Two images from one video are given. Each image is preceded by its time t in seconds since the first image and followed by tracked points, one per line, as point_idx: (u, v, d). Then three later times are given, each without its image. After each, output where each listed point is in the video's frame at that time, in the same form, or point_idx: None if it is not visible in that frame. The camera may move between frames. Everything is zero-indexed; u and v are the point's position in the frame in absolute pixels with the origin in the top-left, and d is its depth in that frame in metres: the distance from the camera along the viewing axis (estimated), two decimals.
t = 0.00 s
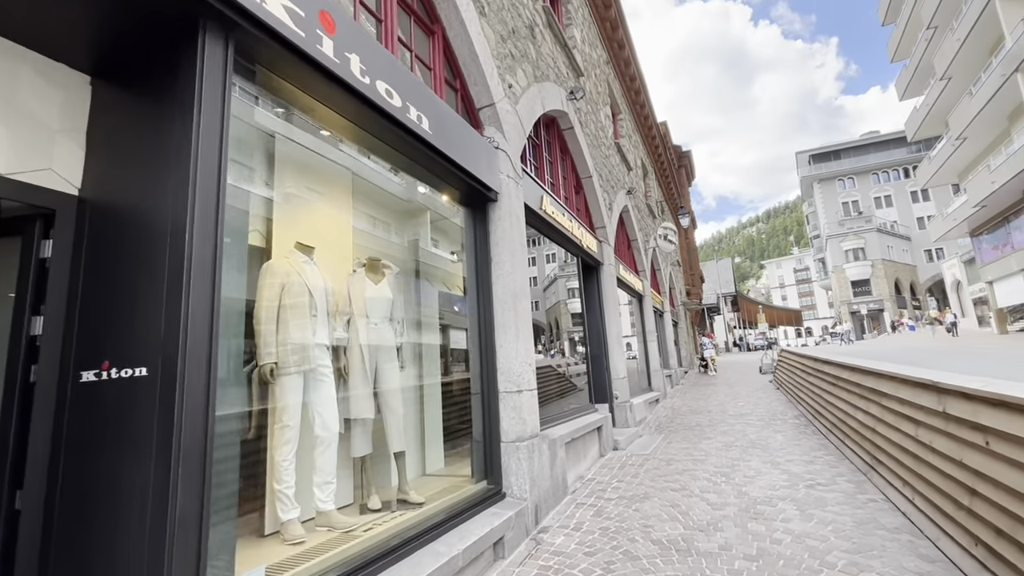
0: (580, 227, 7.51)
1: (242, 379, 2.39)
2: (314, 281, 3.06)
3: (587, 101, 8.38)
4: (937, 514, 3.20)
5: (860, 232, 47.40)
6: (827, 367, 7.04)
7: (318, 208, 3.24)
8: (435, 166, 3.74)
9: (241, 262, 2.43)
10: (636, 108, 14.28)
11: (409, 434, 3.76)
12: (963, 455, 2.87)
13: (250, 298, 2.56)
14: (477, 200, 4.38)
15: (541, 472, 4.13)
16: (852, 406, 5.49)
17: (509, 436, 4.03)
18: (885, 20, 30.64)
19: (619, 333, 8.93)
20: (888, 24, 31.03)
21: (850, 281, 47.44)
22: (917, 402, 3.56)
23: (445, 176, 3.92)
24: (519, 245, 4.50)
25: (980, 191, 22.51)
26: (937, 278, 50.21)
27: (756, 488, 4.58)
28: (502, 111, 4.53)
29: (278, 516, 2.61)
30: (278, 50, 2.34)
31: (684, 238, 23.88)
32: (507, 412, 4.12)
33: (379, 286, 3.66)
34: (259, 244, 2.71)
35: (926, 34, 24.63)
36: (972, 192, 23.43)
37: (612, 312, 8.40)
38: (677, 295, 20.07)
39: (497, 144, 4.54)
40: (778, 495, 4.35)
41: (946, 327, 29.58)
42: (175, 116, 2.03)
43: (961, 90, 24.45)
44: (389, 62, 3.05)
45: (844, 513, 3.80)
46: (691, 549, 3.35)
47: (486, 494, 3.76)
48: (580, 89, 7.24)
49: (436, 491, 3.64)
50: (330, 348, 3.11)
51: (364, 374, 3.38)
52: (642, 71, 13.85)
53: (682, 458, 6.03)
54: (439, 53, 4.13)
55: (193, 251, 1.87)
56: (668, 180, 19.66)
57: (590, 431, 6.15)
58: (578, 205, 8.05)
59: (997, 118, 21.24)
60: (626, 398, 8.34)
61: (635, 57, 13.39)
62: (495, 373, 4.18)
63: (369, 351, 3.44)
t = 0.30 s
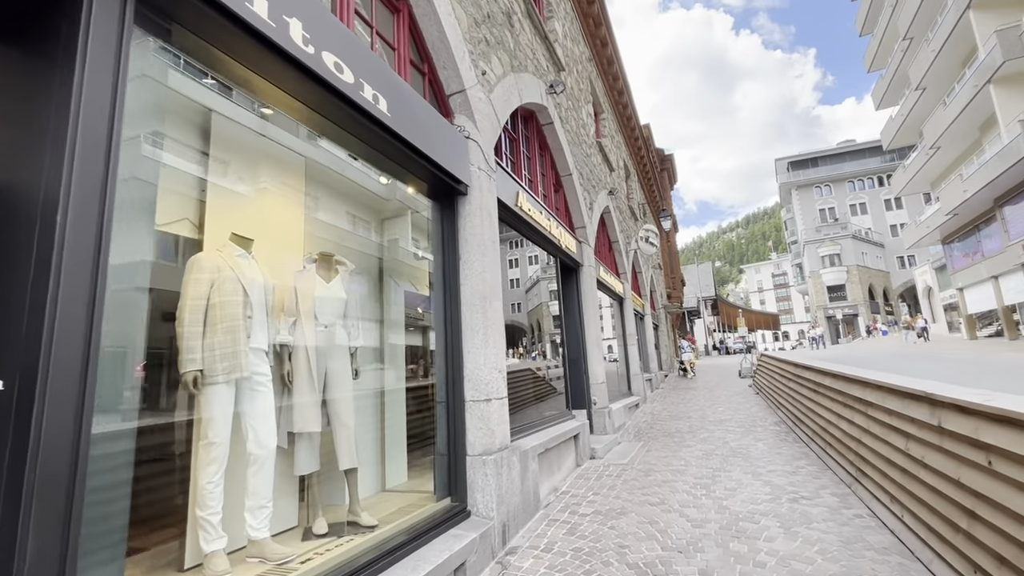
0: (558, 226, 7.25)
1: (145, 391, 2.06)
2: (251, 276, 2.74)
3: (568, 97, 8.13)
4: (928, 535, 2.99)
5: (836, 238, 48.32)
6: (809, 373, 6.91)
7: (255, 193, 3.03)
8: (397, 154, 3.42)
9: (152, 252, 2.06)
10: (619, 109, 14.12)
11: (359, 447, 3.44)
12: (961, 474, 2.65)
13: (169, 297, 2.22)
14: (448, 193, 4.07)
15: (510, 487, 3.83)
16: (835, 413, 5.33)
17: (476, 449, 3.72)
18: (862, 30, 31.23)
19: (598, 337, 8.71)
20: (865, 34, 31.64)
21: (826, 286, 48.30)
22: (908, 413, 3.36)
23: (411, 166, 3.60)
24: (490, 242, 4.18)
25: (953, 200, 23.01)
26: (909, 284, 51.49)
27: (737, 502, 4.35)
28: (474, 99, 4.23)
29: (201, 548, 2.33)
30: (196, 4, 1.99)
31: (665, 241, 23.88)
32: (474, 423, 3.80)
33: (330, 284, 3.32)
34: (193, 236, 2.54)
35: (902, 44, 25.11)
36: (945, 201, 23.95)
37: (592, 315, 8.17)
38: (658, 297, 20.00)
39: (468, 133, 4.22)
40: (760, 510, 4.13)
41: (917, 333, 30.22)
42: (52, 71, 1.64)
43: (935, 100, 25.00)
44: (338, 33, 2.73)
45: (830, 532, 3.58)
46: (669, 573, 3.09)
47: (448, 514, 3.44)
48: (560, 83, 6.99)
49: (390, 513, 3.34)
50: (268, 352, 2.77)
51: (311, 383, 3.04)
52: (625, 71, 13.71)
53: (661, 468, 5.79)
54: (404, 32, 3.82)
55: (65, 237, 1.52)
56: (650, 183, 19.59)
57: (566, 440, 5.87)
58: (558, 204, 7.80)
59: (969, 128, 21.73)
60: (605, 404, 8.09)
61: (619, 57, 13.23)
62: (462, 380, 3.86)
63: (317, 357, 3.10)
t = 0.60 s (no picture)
0: (532, 220, 6.96)
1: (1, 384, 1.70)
2: (160, 255, 2.39)
3: (544, 86, 7.85)
4: (912, 547, 2.77)
5: (810, 243, 49.28)
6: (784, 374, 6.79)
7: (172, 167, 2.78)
8: (345, 126, 3.07)
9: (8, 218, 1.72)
10: (599, 106, 13.93)
11: (291, 450, 3.08)
12: (952, 483, 2.42)
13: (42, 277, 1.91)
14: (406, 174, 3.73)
15: (466, 496, 3.51)
16: (811, 414, 5.17)
17: (429, 454, 3.39)
18: (838, 39, 31.85)
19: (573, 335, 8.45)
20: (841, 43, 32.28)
21: (800, 290, 49.21)
22: (892, 416, 3.13)
23: (362, 142, 3.27)
24: (450, 228, 3.83)
25: (922, 206, 23.54)
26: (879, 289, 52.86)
27: (711, 509, 4.11)
28: (435, 73, 3.90)
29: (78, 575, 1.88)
30: None
31: (644, 241, 23.87)
32: (427, 425, 3.46)
33: (259, 268, 2.95)
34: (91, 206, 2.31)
35: (876, 53, 25.61)
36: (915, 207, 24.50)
37: (566, 314, 7.89)
38: (636, 298, 19.92)
39: (428, 110, 3.87)
40: (734, 518, 3.89)
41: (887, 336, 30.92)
42: None
43: (907, 108, 25.57)
44: None
45: (807, 542, 3.36)
46: None
47: (394, 526, 3.10)
48: (535, 69, 6.71)
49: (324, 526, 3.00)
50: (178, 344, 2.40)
51: (233, 380, 2.67)
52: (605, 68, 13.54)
53: (633, 472, 5.54)
54: None
55: None
56: (630, 183, 19.50)
57: (534, 443, 5.58)
58: (532, 196, 7.52)
59: (940, 136, 22.24)
60: (579, 406, 7.82)
61: (599, 52, 13.05)
62: (415, 378, 3.52)
63: (242, 350, 2.74)
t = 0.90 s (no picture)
0: (504, 211, 6.62)
1: None
2: (30, 230, 1.93)
3: (519, 73, 7.51)
4: (901, 569, 2.53)
5: (783, 246, 50.27)
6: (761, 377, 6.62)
7: (75, 130, 2.34)
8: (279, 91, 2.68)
9: None
10: (578, 101, 13.68)
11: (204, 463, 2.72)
12: (953, 505, 2.16)
13: None
14: (359, 153, 3.36)
15: (417, 512, 3.14)
16: (788, 420, 4.97)
17: (376, 466, 3.02)
18: (814, 46, 32.43)
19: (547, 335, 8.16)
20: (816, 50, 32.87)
21: (773, 292, 50.16)
22: (880, 426, 2.88)
23: (305, 112, 2.89)
24: (405, 214, 3.45)
25: (891, 212, 24.08)
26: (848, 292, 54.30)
27: (685, 522, 3.84)
28: (392, 41, 3.52)
29: None
30: None
31: (621, 241, 23.82)
32: (373, 434, 3.08)
33: (170, 253, 2.53)
34: None
35: (850, 61, 26.13)
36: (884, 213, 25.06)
37: (538, 312, 7.55)
38: (613, 298, 19.79)
39: (383, 83, 3.49)
40: (710, 533, 3.62)
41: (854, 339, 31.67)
42: None
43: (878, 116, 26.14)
44: None
45: (787, 560, 3.11)
46: None
47: (329, 550, 2.74)
48: (509, 53, 6.37)
49: (245, 553, 2.60)
50: (54, 339, 1.98)
51: (129, 384, 2.27)
52: (585, 62, 13.30)
53: (605, 479, 5.25)
54: None
55: None
56: (608, 181, 19.35)
57: (501, 448, 5.24)
58: (505, 188, 7.19)
59: (909, 144, 22.77)
60: (550, 408, 7.51)
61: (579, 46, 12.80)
62: (361, 380, 3.13)
63: (140, 347, 2.32)
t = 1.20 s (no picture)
0: (476, 202, 6.24)
1: None
2: None
3: (496, 59, 7.15)
4: None
5: (756, 250, 51.18)
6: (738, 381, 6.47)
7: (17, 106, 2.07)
8: (206, 47, 2.32)
9: None
10: (558, 95, 13.40)
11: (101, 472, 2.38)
12: (966, 530, 1.91)
13: None
14: (307, 125, 2.96)
15: (364, 533, 2.75)
16: (769, 424, 4.75)
17: (319, 481, 2.62)
18: (790, 54, 33.00)
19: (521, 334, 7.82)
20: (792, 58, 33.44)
21: (746, 295, 51.00)
22: (876, 437, 2.63)
23: (241, 75, 2.55)
24: (358, 195, 3.05)
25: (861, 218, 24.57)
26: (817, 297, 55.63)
27: (663, 538, 3.55)
28: None
29: None
30: None
31: (599, 241, 23.69)
32: (313, 445, 2.68)
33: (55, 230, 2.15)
34: None
35: (825, 69, 26.59)
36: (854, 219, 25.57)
37: (512, 311, 7.21)
38: (590, 298, 19.59)
39: (335, 46, 3.08)
40: (690, 550, 3.34)
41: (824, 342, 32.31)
42: None
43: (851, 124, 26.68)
44: None
45: None
46: None
47: None
48: (485, 34, 6.00)
49: None
50: None
51: None
52: (566, 57, 13.03)
53: (578, 487, 4.94)
54: None
55: None
56: (587, 180, 19.15)
57: (467, 455, 4.87)
58: (479, 178, 6.80)
59: (880, 152, 23.26)
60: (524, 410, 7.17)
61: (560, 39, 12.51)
62: (302, 383, 2.72)
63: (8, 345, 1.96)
